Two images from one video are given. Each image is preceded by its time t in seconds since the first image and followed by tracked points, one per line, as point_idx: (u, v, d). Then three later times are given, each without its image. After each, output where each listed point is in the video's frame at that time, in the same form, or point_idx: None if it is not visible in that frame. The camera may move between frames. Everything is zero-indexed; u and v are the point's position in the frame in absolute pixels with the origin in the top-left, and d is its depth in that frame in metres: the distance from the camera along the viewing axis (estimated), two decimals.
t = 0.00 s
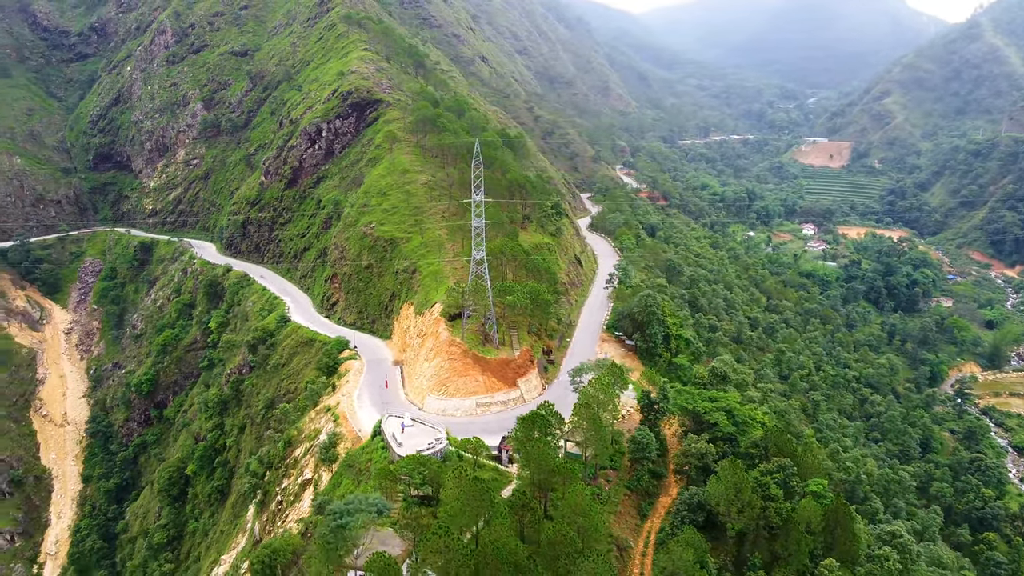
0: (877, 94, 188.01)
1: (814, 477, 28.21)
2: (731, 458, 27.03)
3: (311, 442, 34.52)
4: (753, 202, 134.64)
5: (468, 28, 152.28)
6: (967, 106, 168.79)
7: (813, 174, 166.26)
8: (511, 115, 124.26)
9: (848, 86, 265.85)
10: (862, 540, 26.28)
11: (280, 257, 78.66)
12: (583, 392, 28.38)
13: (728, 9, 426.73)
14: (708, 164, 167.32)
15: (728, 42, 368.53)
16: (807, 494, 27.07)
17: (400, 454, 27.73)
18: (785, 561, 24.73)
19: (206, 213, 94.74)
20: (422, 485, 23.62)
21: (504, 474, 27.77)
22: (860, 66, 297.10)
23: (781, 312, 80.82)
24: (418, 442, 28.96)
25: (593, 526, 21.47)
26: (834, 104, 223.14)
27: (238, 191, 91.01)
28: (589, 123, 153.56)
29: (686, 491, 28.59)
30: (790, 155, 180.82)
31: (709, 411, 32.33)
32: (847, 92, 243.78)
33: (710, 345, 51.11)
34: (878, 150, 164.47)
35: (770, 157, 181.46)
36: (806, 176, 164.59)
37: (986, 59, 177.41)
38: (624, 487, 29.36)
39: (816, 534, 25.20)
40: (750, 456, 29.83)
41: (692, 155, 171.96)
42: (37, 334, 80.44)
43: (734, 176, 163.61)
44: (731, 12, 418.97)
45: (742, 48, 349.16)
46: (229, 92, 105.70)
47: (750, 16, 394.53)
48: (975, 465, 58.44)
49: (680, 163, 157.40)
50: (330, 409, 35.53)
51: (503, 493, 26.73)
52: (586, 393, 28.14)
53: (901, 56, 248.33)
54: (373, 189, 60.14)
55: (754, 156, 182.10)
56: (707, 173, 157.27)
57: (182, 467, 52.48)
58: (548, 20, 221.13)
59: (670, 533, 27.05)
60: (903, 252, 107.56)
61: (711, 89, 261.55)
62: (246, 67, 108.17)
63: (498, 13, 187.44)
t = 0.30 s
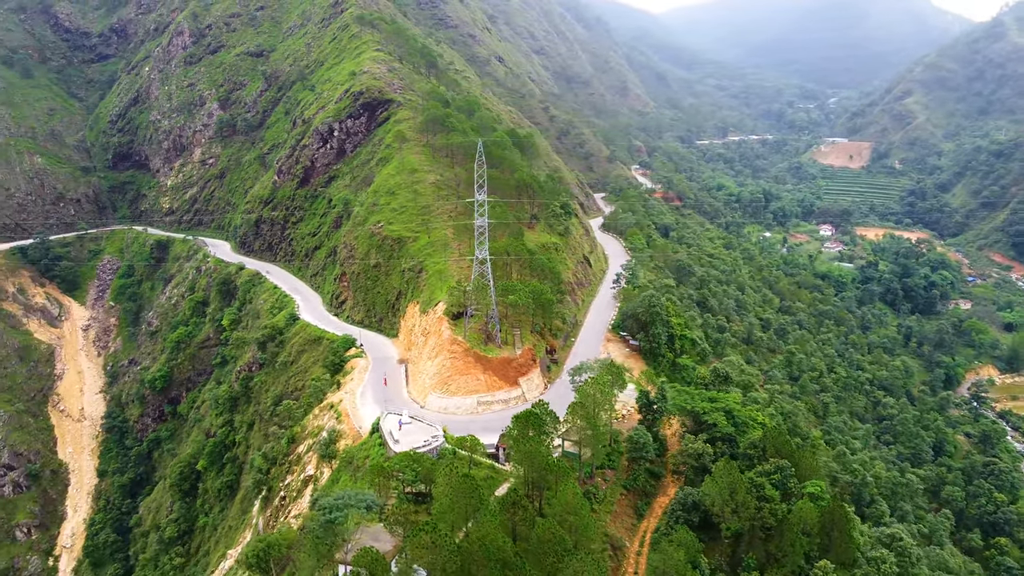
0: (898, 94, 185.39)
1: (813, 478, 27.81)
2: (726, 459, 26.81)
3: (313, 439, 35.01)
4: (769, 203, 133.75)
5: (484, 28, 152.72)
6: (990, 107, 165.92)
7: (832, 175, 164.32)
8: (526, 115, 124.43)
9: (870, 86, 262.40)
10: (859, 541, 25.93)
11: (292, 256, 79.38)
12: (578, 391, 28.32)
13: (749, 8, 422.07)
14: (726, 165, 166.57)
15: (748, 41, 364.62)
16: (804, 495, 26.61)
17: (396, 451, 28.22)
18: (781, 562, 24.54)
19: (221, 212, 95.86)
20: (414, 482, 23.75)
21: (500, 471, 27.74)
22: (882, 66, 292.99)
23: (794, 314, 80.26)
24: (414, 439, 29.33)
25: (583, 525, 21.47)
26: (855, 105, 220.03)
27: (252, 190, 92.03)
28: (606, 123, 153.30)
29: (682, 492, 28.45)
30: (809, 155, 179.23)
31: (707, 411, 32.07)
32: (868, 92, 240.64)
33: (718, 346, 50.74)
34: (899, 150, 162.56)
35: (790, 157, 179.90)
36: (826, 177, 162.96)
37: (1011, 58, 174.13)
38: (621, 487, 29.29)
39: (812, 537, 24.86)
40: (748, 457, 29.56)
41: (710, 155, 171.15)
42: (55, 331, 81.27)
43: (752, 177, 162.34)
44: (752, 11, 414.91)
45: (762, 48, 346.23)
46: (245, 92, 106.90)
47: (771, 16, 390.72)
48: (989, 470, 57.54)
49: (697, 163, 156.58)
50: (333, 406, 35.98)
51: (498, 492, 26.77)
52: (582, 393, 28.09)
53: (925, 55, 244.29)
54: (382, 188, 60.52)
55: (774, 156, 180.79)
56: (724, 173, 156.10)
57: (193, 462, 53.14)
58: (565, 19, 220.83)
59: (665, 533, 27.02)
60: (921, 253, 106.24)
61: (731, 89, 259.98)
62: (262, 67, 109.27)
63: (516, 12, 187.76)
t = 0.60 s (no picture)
0: (921, 93, 182.25)
1: (811, 480, 27.57)
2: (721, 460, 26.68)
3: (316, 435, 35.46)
4: (787, 203, 132.57)
5: (501, 28, 152.93)
6: (1017, 106, 162.49)
7: (853, 175, 162.00)
8: (541, 115, 124.45)
9: (894, 85, 258.18)
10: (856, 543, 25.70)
11: (304, 254, 80.10)
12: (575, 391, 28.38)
13: (773, 5, 415.21)
14: (746, 165, 165.58)
15: (771, 39, 358.75)
16: (801, 497, 26.41)
17: (391, 447, 28.82)
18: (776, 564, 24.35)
19: (237, 210, 96.90)
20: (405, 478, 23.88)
21: (496, 469, 27.70)
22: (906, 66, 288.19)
23: (809, 316, 79.54)
24: (410, 437, 29.85)
25: (572, 522, 21.54)
26: (879, 104, 216.29)
27: (267, 189, 93.03)
28: (623, 123, 152.70)
29: (678, 492, 28.38)
30: (830, 156, 177.17)
31: (706, 412, 31.95)
32: (892, 91, 236.82)
33: (726, 347, 50.43)
34: (922, 151, 160.25)
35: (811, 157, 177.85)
36: (848, 177, 160.97)
37: None
38: (617, 486, 29.33)
39: (807, 538, 24.71)
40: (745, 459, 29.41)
41: (729, 155, 170.01)
42: (75, 327, 82.96)
43: (771, 177, 160.87)
44: (775, 10, 410.03)
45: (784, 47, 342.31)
46: (262, 92, 108.02)
47: (794, 14, 385.68)
48: (1005, 475, 56.54)
49: (715, 163, 155.54)
50: (336, 403, 36.40)
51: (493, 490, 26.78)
52: (579, 392, 28.18)
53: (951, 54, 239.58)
54: (392, 187, 60.90)
55: (796, 157, 179.12)
56: (744, 174, 154.76)
57: (204, 458, 53.79)
58: (584, 18, 220.14)
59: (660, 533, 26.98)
60: (941, 255, 104.62)
61: (752, 88, 257.75)
62: (278, 68, 110.36)
63: (535, 12, 187.86)
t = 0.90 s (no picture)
0: (946, 92, 179.00)
1: (808, 482, 27.46)
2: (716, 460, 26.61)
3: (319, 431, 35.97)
4: (805, 204, 131.35)
5: (519, 28, 153.06)
6: None
7: (874, 176, 159.91)
8: (557, 116, 124.42)
9: (920, 85, 253.66)
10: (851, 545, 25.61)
11: (317, 253, 80.77)
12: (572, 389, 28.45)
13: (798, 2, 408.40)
14: (765, 165, 164.34)
15: (795, 37, 352.42)
16: (797, 498, 26.38)
17: (388, 443, 29.38)
18: (769, 566, 24.36)
19: (253, 209, 97.92)
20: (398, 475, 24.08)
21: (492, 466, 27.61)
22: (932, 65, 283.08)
23: (823, 318, 78.86)
24: (407, 434, 30.40)
25: (563, 521, 21.55)
26: (902, 104, 212.59)
27: (281, 188, 94.00)
28: (641, 123, 152.08)
29: (673, 492, 28.37)
30: (851, 156, 175.04)
31: (704, 412, 31.92)
32: (917, 91, 232.67)
33: (734, 347, 50.11)
34: (945, 151, 157.72)
35: (832, 158, 175.73)
36: (868, 178, 158.93)
37: None
38: (614, 485, 29.37)
39: (802, 538, 24.67)
40: (743, 459, 29.37)
41: (748, 156, 168.72)
42: (94, 323, 84.46)
43: (790, 177, 159.32)
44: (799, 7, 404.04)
45: (808, 45, 337.79)
46: (278, 92, 109.10)
47: (818, 11, 379.92)
48: (1021, 480, 55.57)
49: (733, 164, 154.43)
50: (340, 401, 36.84)
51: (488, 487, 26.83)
52: (576, 390, 28.20)
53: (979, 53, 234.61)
54: (401, 187, 61.33)
55: (816, 157, 177.20)
56: (762, 175, 153.30)
57: (216, 454, 54.45)
58: (603, 17, 219.47)
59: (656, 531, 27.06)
60: (962, 256, 102.92)
61: (774, 87, 255.15)
62: (294, 68, 111.38)
63: (554, 12, 188.10)
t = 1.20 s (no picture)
0: (969, 92, 175.93)
1: (804, 484, 27.60)
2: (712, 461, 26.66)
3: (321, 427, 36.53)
4: (822, 205, 130.12)
5: (535, 27, 153.03)
6: None
7: (893, 176, 157.88)
8: (571, 116, 124.24)
9: (943, 84, 249.35)
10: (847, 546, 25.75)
11: (328, 252, 81.37)
12: (568, 389, 28.45)
13: None
14: (783, 165, 163.10)
15: (816, 35, 347.97)
16: (794, 499, 26.51)
17: (386, 440, 29.91)
18: (763, 567, 24.47)
19: (266, 208, 98.78)
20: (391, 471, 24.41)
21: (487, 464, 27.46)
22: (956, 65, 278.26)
23: (835, 319, 78.16)
24: (404, 432, 30.92)
25: (554, 518, 21.63)
26: (924, 104, 209.43)
27: (294, 188, 94.86)
28: (657, 123, 151.39)
29: (669, 491, 28.36)
30: (871, 157, 173.02)
31: (702, 413, 31.98)
32: (939, 91, 228.85)
33: (742, 348, 49.90)
34: (967, 152, 155.27)
35: (850, 158, 173.86)
36: (887, 178, 157.01)
37: None
38: (611, 484, 29.34)
39: (797, 539, 24.74)
40: (740, 460, 29.49)
41: (766, 156, 167.40)
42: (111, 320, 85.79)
43: (808, 178, 157.75)
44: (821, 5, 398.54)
45: (828, 44, 333.55)
46: (292, 92, 109.99)
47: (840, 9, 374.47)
48: None
49: (750, 164, 153.29)
50: (343, 398, 37.23)
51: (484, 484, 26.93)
52: (572, 390, 28.21)
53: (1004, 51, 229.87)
54: (410, 186, 61.69)
55: (835, 157, 175.28)
56: (780, 175, 151.75)
57: (227, 450, 55.08)
58: (621, 17, 218.72)
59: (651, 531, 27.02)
60: (982, 258, 101.35)
61: (793, 86, 252.47)
62: (308, 68, 112.28)
63: (571, 12, 188.00)
